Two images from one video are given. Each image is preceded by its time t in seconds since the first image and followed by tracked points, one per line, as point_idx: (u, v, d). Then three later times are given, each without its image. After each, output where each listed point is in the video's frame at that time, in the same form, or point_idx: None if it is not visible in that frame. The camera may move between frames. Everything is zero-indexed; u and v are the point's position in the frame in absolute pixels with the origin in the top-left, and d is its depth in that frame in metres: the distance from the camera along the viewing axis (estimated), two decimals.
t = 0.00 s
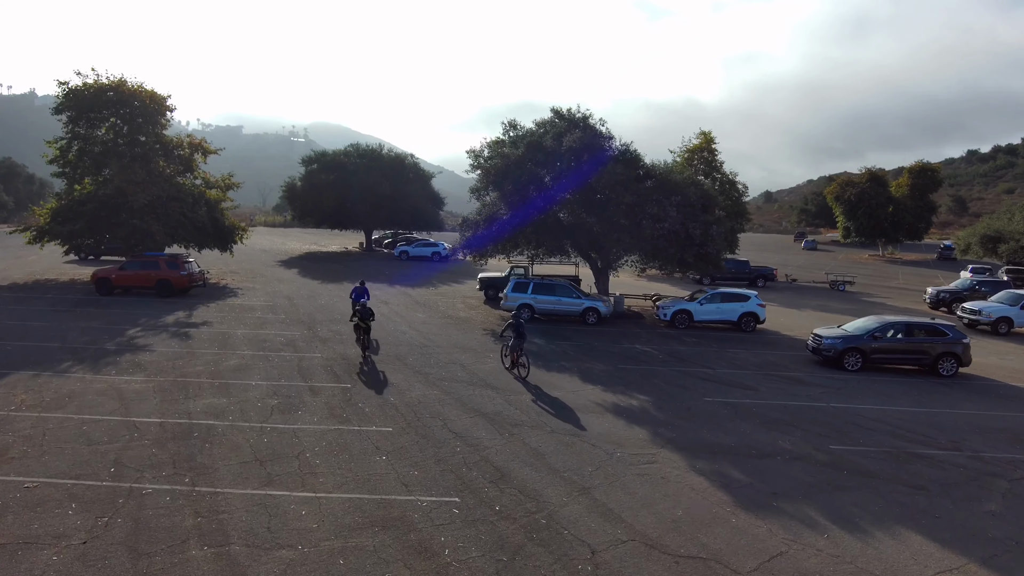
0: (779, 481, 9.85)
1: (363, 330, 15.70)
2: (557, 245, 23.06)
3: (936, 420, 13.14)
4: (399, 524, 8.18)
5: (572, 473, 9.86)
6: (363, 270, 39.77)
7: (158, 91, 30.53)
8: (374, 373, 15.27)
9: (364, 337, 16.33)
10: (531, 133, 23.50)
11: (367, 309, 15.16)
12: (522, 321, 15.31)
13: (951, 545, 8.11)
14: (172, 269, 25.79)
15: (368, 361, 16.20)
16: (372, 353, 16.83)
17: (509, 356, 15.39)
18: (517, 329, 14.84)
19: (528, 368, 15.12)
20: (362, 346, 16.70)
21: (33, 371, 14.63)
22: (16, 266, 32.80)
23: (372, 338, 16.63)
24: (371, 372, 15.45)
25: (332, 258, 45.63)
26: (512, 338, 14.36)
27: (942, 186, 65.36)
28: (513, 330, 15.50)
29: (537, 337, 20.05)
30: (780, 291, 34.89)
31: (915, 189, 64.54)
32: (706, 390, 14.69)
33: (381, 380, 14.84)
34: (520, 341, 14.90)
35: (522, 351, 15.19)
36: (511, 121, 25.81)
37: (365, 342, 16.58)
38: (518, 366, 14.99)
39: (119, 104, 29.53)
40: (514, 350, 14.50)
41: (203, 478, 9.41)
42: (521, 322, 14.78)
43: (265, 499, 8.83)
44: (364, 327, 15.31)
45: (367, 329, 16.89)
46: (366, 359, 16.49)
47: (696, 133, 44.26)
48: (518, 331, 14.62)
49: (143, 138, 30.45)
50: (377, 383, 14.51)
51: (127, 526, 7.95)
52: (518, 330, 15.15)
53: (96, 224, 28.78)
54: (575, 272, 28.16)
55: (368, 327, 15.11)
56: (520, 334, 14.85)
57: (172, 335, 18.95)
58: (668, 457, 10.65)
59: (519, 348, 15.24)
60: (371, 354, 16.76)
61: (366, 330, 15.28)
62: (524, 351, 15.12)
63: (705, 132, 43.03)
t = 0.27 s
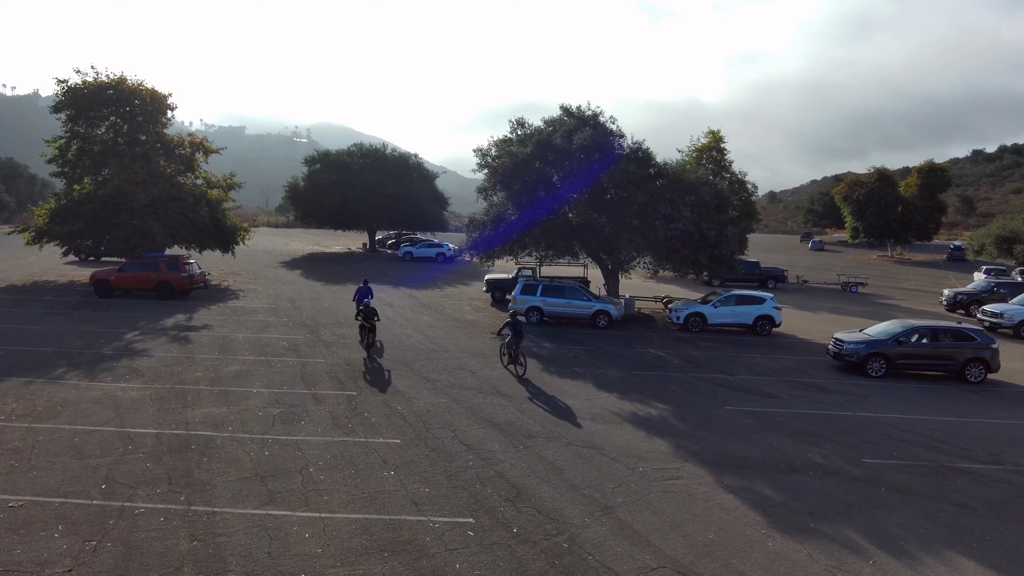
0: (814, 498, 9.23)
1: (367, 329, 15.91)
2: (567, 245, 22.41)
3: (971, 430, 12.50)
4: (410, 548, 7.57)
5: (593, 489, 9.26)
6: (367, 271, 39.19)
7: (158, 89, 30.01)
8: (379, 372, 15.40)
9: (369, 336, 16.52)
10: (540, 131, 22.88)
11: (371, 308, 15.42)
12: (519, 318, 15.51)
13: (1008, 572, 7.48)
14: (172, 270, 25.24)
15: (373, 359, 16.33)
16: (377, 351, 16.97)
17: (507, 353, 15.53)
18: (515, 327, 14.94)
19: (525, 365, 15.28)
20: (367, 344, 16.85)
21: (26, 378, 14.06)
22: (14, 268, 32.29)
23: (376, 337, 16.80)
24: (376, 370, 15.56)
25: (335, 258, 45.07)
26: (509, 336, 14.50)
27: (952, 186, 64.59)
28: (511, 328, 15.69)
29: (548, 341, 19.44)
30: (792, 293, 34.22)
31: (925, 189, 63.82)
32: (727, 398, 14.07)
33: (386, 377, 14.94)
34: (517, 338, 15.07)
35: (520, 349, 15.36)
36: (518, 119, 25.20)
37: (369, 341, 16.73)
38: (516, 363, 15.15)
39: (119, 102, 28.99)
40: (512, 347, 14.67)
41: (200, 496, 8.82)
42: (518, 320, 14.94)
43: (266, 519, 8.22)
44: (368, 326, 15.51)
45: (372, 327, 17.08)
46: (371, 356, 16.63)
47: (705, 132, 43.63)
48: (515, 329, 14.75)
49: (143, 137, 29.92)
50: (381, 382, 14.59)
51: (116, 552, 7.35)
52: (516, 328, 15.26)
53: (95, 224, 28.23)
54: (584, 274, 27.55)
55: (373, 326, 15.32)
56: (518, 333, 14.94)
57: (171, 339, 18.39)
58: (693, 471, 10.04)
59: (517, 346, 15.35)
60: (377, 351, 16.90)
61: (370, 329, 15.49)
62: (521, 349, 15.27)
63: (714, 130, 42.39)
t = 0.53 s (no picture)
0: (853, 519, 8.61)
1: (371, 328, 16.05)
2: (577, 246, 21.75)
3: (1008, 442, 11.86)
4: None
5: (616, 508, 8.65)
6: (371, 272, 38.61)
7: (158, 87, 29.50)
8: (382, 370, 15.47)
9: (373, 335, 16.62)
10: (549, 129, 22.27)
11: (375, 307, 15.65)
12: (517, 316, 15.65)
13: None
14: (171, 272, 24.67)
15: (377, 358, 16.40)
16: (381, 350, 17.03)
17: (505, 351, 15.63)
18: (513, 325, 15.09)
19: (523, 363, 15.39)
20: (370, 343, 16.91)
21: (17, 384, 13.50)
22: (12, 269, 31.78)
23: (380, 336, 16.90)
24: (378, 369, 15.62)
25: (338, 259, 44.51)
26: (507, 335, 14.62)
27: (961, 186, 63.88)
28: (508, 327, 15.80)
29: (558, 345, 18.83)
30: (804, 294, 33.56)
31: (935, 189, 63.14)
32: (748, 407, 13.46)
33: (390, 376, 14.99)
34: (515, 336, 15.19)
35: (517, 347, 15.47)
36: (526, 117, 24.60)
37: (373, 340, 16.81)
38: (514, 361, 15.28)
39: (118, 100, 28.49)
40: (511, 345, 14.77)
41: (196, 516, 8.22)
42: (516, 318, 15.09)
43: (266, 543, 7.61)
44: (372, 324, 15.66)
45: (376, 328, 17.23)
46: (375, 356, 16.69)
47: (713, 131, 43.00)
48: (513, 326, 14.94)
49: (143, 136, 29.40)
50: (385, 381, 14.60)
51: None
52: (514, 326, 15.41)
53: (94, 224, 27.68)
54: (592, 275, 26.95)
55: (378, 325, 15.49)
56: (515, 330, 15.11)
57: (170, 343, 17.84)
58: (722, 488, 9.42)
59: (514, 344, 15.50)
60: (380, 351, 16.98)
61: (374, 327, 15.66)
62: (519, 346, 15.39)
63: (723, 130, 41.76)
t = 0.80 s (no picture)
0: (898, 543, 7.97)
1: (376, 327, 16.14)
2: (587, 248, 21.09)
3: None
4: None
5: (642, 532, 8.02)
6: (375, 273, 37.99)
7: (158, 85, 28.94)
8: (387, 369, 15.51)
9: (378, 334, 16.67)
10: (558, 127, 21.69)
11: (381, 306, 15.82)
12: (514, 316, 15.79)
13: None
14: (171, 273, 24.06)
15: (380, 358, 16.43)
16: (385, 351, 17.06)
17: (503, 351, 15.74)
18: (511, 325, 15.17)
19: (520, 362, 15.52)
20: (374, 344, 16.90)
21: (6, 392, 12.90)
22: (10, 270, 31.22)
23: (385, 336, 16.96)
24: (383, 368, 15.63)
25: (341, 260, 43.94)
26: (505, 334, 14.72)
27: (970, 186, 63.18)
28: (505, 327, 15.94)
29: (568, 350, 18.21)
30: (816, 296, 32.90)
31: (944, 189, 62.46)
32: (772, 417, 12.82)
33: (394, 376, 15.05)
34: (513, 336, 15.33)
35: (514, 346, 15.61)
36: (534, 115, 24.05)
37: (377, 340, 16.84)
38: (512, 360, 15.40)
39: (117, 98, 27.94)
40: (508, 344, 14.90)
41: (191, 541, 7.60)
42: (513, 317, 15.24)
43: (266, 572, 6.99)
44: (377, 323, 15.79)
45: (379, 329, 17.32)
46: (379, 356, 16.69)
47: (722, 130, 42.34)
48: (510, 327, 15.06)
49: (143, 134, 28.85)
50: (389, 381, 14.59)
51: None
52: (511, 325, 15.51)
53: (92, 225, 27.07)
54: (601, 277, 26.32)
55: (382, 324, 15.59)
56: (513, 330, 15.22)
57: (168, 348, 17.25)
58: (753, 508, 8.78)
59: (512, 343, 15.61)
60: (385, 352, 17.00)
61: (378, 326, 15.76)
62: (517, 346, 15.53)
63: (731, 129, 41.10)
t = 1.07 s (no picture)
0: (951, 571, 7.33)
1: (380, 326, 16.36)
2: (598, 249, 20.41)
3: None
4: None
5: (672, 559, 7.38)
6: (377, 274, 37.38)
7: (157, 83, 28.40)
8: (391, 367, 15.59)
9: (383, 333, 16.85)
10: (566, 125, 21.04)
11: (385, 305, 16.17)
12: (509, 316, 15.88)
13: None
14: (169, 275, 23.44)
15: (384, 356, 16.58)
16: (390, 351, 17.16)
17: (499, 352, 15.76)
18: (508, 324, 15.21)
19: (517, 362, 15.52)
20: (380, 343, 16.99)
21: None
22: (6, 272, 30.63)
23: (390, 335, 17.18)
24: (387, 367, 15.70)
25: (342, 261, 43.34)
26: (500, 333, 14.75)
27: (979, 186, 62.48)
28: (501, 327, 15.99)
29: (579, 355, 17.59)
30: (827, 298, 32.25)
31: (952, 189, 61.76)
32: (798, 428, 12.18)
33: (399, 376, 15.00)
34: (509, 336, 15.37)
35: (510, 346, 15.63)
36: (541, 112, 23.41)
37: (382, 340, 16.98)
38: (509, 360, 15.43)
39: (115, 96, 27.36)
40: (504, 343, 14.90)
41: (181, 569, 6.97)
42: (509, 317, 15.30)
43: None
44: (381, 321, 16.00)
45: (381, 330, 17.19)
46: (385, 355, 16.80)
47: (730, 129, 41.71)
48: (507, 326, 15.13)
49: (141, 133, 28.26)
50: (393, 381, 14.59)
51: None
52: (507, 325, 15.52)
53: (89, 226, 26.47)
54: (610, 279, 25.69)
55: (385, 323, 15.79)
56: (510, 330, 15.26)
57: (165, 353, 16.66)
58: (789, 531, 8.13)
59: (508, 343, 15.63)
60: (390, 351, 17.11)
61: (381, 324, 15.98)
62: (513, 346, 15.53)
63: (739, 128, 40.48)
